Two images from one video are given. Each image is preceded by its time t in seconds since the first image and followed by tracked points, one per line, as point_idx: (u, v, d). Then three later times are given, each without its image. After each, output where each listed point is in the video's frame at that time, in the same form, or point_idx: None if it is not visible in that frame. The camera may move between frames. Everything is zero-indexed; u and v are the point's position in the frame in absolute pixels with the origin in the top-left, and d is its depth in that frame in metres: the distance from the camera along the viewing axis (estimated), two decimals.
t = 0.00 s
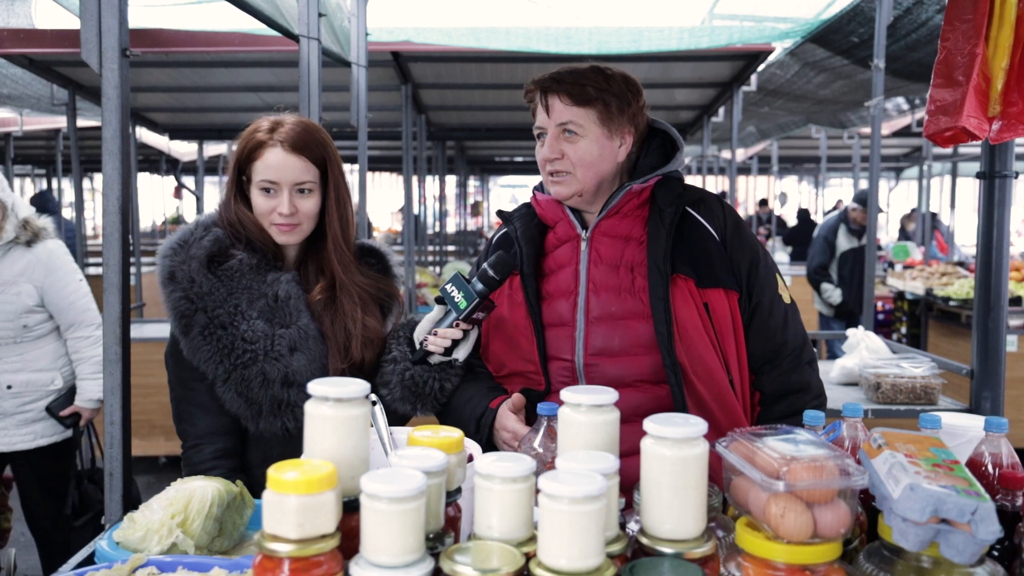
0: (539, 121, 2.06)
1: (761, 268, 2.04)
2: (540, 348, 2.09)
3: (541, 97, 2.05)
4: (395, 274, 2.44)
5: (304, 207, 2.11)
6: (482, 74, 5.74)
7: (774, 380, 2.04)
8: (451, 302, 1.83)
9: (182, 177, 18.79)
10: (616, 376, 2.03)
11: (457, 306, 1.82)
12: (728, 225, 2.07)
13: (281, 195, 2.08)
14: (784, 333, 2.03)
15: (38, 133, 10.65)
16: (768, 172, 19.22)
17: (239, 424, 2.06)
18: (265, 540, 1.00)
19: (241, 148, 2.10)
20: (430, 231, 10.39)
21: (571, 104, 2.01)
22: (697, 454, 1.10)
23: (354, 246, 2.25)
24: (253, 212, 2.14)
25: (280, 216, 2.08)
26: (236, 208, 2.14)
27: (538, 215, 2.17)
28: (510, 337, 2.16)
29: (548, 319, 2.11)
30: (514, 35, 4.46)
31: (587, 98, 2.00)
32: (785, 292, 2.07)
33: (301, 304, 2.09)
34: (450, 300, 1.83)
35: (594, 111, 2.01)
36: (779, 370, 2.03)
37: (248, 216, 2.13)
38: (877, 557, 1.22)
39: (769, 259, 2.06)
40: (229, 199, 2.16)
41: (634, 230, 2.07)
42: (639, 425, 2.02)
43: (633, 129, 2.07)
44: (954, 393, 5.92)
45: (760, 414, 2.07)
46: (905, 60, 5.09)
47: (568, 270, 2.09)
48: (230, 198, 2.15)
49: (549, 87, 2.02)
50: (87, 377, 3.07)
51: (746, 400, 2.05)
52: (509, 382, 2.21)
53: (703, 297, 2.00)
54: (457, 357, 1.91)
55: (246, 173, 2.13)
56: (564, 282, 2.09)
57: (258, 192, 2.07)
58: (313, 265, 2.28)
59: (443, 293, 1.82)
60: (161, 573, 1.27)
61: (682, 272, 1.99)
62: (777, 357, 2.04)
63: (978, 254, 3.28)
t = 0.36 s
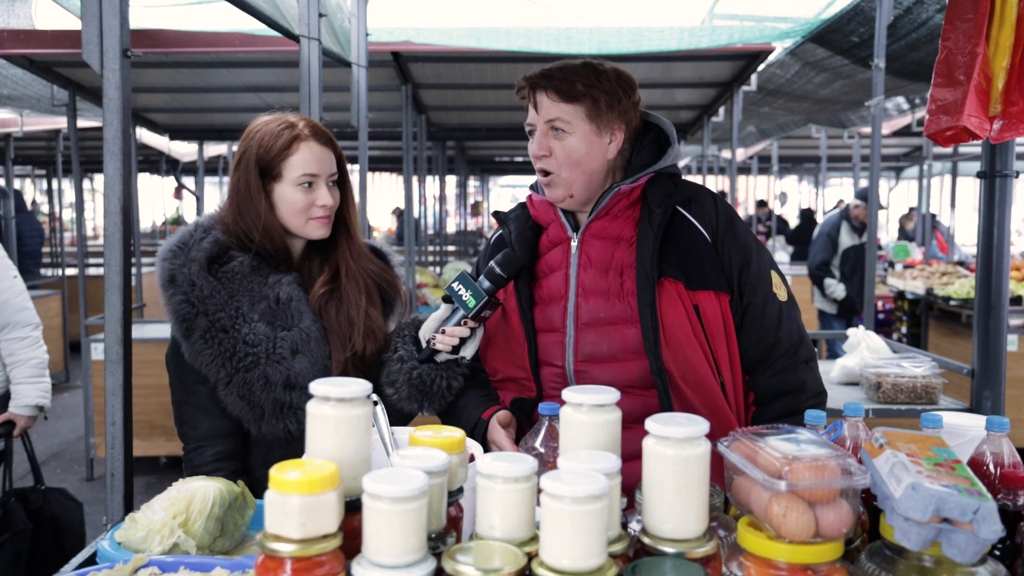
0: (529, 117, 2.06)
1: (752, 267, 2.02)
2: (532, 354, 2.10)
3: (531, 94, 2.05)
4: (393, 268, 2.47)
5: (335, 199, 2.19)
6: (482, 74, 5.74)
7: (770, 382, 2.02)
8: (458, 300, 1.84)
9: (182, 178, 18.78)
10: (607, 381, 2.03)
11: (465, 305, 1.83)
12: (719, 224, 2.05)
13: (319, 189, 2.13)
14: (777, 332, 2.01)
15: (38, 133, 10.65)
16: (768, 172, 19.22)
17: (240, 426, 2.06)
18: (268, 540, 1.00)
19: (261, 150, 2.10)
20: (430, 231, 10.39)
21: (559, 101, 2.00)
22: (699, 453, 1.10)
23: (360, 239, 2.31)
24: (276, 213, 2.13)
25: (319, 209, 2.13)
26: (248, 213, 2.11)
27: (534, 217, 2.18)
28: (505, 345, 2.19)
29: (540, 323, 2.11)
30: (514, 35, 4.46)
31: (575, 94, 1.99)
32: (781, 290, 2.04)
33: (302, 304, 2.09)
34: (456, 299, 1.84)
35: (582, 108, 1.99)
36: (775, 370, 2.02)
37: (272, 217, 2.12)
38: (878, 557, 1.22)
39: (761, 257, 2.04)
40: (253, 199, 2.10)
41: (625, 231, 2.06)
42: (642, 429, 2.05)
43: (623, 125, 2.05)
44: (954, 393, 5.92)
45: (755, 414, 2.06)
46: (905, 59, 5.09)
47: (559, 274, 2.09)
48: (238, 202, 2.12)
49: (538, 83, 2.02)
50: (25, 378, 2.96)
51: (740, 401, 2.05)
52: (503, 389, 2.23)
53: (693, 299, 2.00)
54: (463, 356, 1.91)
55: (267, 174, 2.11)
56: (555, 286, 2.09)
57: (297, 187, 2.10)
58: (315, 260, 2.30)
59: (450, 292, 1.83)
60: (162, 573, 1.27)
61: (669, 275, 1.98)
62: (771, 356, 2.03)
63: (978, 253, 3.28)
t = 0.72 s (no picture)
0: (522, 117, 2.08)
1: (742, 267, 1.99)
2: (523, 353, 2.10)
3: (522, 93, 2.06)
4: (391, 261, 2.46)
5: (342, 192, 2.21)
6: (481, 74, 5.74)
7: (761, 384, 1.99)
8: (455, 297, 1.84)
9: (182, 178, 18.77)
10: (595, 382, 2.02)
11: (462, 301, 1.83)
12: (710, 222, 2.03)
13: (327, 182, 2.16)
14: (768, 333, 1.97)
15: (38, 133, 10.64)
16: (767, 174, 19.23)
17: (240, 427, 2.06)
18: (266, 540, 1.00)
19: (266, 150, 2.09)
20: (430, 232, 10.39)
21: (548, 99, 2.01)
22: (698, 453, 1.09)
23: (359, 233, 2.31)
24: (285, 211, 2.13)
25: (329, 203, 2.15)
26: (255, 214, 2.10)
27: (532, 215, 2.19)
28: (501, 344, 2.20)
29: (532, 322, 2.12)
30: (514, 36, 4.46)
31: (562, 92, 1.99)
32: (774, 290, 2.00)
33: (301, 304, 2.09)
34: (453, 295, 1.84)
35: (569, 105, 1.99)
36: (765, 372, 1.99)
37: (281, 214, 2.11)
38: (878, 557, 1.22)
39: (752, 256, 2.00)
40: (270, 198, 2.09)
41: (615, 229, 2.05)
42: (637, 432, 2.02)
43: (615, 120, 2.03)
44: (954, 393, 5.93)
45: (747, 415, 2.03)
46: (904, 60, 5.09)
47: (551, 273, 2.09)
48: (240, 203, 2.11)
49: (528, 83, 2.03)
50: None
51: (728, 403, 2.03)
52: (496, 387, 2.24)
53: (681, 299, 1.98)
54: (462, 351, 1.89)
55: (276, 172, 2.10)
56: (547, 285, 2.09)
57: (308, 182, 2.11)
58: (314, 255, 2.29)
59: (446, 288, 1.83)
60: (161, 573, 1.27)
61: (656, 275, 1.97)
62: (762, 358, 1.99)
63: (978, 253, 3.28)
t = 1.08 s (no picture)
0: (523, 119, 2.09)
1: (743, 266, 1.98)
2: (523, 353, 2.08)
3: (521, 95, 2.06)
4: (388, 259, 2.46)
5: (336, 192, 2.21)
6: (480, 75, 5.73)
7: (761, 385, 1.98)
8: (452, 293, 1.83)
9: (181, 179, 18.76)
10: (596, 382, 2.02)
11: (459, 298, 1.83)
12: (711, 221, 2.02)
13: (321, 182, 2.16)
14: (769, 334, 1.96)
15: (37, 134, 10.64)
16: (768, 174, 19.24)
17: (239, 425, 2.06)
18: (267, 539, 0.99)
19: (261, 148, 2.09)
20: (430, 232, 10.39)
21: (547, 100, 2.01)
22: (701, 452, 1.09)
23: (354, 233, 2.31)
24: (280, 210, 2.13)
25: (325, 202, 2.16)
26: (250, 213, 2.09)
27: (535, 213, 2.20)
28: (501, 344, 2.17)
29: (533, 322, 2.11)
30: (514, 36, 4.46)
31: (561, 92, 1.99)
32: (777, 291, 1.99)
33: (300, 302, 2.09)
34: (450, 292, 1.84)
35: (568, 105, 1.99)
36: (769, 370, 1.97)
37: (275, 213, 2.11)
38: (882, 556, 1.22)
39: (754, 255, 1.99)
40: (259, 195, 2.08)
41: (617, 229, 2.05)
42: (638, 433, 2.01)
43: (615, 119, 2.03)
44: (955, 393, 5.92)
45: (748, 416, 2.01)
46: (905, 60, 5.09)
47: (552, 273, 2.09)
48: (237, 203, 2.11)
49: (527, 84, 2.03)
50: None
51: (729, 403, 2.01)
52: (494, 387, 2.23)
53: (682, 299, 1.98)
54: (460, 348, 1.89)
55: (268, 171, 2.10)
56: (548, 285, 2.08)
57: (302, 181, 2.11)
58: (309, 254, 2.28)
59: (443, 285, 1.82)
60: (162, 573, 1.26)
61: (657, 275, 1.97)
62: (763, 358, 1.98)
63: (979, 252, 3.28)
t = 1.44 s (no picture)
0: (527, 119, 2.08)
1: (749, 267, 1.97)
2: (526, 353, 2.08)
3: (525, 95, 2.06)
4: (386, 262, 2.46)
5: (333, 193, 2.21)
6: (479, 75, 5.73)
7: (766, 385, 1.97)
8: (452, 295, 1.83)
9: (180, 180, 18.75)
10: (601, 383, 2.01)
11: (459, 299, 1.83)
12: (717, 222, 2.02)
13: (318, 183, 2.15)
14: (774, 335, 1.96)
15: (36, 135, 10.62)
16: (767, 174, 19.24)
17: (238, 426, 2.05)
18: (267, 539, 0.99)
19: (258, 149, 2.09)
20: (429, 232, 10.39)
21: (552, 100, 2.01)
22: (700, 451, 1.09)
23: (351, 234, 2.31)
24: (275, 211, 2.13)
25: (321, 203, 2.15)
26: (247, 213, 2.09)
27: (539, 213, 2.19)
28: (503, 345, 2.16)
29: (537, 323, 2.10)
30: (513, 36, 4.46)
31: (565, 92, 1.98)
32: (782, 292, 1.99)
33: (298, 302, 2.09)
34: (450, 293, 1.83)
35: (573, 105, 1.99)
36: (774, 371, 1.97)
37: (271, 214, 2.11)
38: (882, 556, 1.22)
39: (759, 256, 1.99)
40: (255, 197, 2.08)
41: (623, 229, 2.05)
42: (639, 433, 2.00)
43: (620, 119, 2.03)
44: (954, 393, 5.92)
45: (753, 416, 2.01)
46: (904, 60, 5.09)
47: (557, 273, 2.09)
48: (235, 203, 2.11)
49: (531, 84, 2.03)
50: None
51: (734, 403, 2.01)
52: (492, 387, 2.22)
53: (688, 300, 1.98)
54: (459, 350, 1.89)
55: (265, 172, 2.10)
56: (553, 285, 2.08)
57: (298, 183, 2.10)
58: (307, 255, 2.28)
59: (442, 286, 1.81)
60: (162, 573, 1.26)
61: (663, 275, 1.97)
62: (768, 359, 1.98)
63: (978, 251, 3.28)
